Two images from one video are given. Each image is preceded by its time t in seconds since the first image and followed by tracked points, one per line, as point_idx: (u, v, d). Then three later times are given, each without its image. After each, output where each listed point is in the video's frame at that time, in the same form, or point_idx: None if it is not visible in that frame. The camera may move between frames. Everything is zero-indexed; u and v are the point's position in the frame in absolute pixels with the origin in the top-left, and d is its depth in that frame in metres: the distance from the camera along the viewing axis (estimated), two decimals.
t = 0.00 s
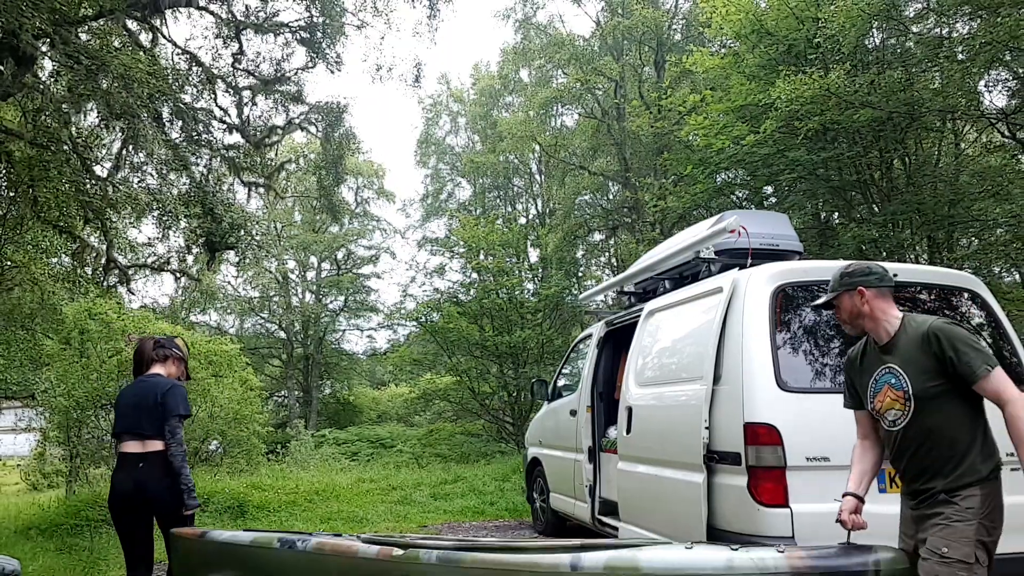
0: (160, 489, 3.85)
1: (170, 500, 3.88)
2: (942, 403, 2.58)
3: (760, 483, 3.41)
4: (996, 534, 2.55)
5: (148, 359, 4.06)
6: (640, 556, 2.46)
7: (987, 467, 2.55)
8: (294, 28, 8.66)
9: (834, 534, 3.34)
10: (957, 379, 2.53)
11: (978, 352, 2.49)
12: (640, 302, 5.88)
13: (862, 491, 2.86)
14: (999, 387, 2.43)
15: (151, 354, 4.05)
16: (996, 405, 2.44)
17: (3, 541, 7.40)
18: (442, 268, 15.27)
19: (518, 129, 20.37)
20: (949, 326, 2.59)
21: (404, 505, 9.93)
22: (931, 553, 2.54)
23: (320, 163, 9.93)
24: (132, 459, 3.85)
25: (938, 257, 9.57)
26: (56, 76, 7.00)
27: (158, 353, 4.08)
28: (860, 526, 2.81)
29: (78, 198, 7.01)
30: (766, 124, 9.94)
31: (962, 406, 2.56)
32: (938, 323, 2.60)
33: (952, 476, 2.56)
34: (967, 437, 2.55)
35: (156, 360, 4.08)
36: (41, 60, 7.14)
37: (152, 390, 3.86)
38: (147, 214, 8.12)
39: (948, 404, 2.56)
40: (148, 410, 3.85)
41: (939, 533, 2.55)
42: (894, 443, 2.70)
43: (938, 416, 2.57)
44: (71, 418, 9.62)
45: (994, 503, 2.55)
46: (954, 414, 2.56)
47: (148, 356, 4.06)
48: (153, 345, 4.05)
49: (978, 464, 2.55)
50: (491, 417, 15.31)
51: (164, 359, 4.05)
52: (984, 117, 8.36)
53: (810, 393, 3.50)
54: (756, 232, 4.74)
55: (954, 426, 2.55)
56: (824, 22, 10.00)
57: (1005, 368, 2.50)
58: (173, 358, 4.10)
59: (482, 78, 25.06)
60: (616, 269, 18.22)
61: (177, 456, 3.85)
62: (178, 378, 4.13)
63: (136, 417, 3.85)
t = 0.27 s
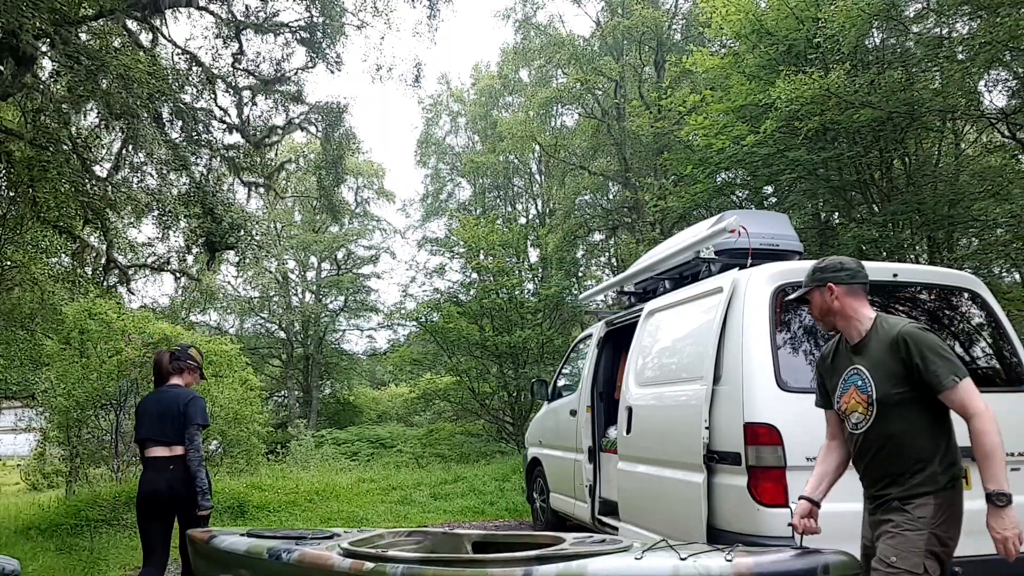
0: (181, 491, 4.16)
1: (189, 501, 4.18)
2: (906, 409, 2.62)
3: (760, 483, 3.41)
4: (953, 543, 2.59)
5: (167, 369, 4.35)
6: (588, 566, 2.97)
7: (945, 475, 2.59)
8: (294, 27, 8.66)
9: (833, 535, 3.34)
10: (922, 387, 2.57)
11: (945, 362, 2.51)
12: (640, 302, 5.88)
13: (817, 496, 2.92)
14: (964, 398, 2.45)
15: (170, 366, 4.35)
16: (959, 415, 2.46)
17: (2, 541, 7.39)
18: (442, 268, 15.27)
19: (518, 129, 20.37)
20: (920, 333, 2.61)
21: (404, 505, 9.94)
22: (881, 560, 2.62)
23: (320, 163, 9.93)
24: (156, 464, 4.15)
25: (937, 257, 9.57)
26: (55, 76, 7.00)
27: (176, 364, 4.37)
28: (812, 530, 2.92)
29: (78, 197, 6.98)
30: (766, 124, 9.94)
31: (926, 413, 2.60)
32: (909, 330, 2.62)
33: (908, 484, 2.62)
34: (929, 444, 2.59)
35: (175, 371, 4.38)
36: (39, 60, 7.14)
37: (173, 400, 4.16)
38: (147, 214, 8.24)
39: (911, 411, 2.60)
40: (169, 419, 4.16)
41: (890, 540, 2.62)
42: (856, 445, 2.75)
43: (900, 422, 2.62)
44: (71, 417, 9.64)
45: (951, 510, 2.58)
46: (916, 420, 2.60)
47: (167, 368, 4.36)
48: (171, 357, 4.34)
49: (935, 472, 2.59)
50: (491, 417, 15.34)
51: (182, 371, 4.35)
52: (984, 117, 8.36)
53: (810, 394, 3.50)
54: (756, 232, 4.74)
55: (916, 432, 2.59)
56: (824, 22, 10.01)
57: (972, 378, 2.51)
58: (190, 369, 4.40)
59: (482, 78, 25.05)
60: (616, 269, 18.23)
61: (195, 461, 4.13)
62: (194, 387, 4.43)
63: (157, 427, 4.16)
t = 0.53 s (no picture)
0: (208, 481, 4.43)
1: (215, 489, 4.46)
2: (848, 405, 2.58)
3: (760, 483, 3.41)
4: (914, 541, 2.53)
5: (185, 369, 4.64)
6: (543, 551, 3.37)
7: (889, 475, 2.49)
8: (294, 28, 8.67)
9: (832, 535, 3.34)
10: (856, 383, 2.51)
11: (878, 357, 2.43)
12: (640, 302, 5.88)
13: (766, 487, 3.00)
14: (894, 396, 2.36)
15: (187, 366, 4.63)
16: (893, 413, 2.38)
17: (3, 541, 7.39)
18: (442, 268, 15.26)
19: (518, 129, 20.37)
20: (860, 325, 2.56)
21: (404, 505, 9.94)
22: (844, 564, 2.62)
23: (321, 163, 9.94)
24: (180, 456, 4.41)
25: (937, 257, 9.57)
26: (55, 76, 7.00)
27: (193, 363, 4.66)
28: (756, 520, 3.02)
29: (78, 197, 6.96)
30: (766, 124, 9.95)
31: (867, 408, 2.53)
32: (849, 321, 2.58)
33: (858, 484, 2.59)
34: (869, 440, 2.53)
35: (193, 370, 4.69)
36: (39, 60, 7.12)
37: (196, 395, 4.45)
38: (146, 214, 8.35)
39: (852, 406, 2.56)
40: (195, 413, 4.45)
41: (847, 541, 2.61)
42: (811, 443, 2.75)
43: (842, 417, 2.59)
44: (71, 418, 9.66)
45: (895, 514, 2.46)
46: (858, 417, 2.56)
47: (184, 368, 4.63)
48: (188, 356, 4.63)
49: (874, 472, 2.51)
50: (491, 417, 15.34)
51: (199, 369, 4.65)
52: (984, 117, 8.36)
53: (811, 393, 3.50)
54: (756, 233, 4.75)
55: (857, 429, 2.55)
56: (825, 22, 10.01)
57: (909, 373, 2.39)
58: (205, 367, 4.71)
59: (482, 78, 25.05)
60: (616, 270, 18.24)
61: (220, 451, 4.45)
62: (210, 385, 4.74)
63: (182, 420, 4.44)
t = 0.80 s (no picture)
0: (230, 481, 4.81)
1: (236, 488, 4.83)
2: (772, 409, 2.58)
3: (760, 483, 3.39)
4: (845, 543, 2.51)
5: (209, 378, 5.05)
6: (508, 546, 3.74)
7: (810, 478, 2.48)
8: (295, 27, 8.68)
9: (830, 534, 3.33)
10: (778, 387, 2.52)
11: (796, 363, 2.44)
12: (640, 302, 5.88)
13: (715, 488, 3.01)
14: (809, 400, 2.38)
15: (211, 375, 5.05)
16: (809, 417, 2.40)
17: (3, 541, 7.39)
18: (442, 268, 15.27)
19: (518, 129, 20.38)
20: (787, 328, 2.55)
21: (404, 505, 9.94)
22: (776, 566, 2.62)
23: (321, 163, 9.94)
24: (204, 458, 4.83)
25: (937, 257, 9.57)
26: (56, 76, 7.00)
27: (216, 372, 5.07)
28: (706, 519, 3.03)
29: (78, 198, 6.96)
30: (766, 124, 9.95)
31: (789, 411, 2.53)
32: (777, 325, 2.57)
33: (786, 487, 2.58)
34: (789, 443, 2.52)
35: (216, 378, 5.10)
36: (40, 61, 7.11)
37: (218, 402, 4.85)
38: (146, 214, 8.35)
39: (776, 409, 2.56)
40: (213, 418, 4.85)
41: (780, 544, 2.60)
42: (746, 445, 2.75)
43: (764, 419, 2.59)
44: (71, 418, 9.71)
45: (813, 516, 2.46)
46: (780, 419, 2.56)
47: (208, 377, 5.06)
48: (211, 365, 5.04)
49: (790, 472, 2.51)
50: (491, 417, 15.35)
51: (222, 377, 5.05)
52: (983, 117, 8.36)
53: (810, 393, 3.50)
54: (756, 233, 4.75)
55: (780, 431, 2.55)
56: (825, 22, 10.02)
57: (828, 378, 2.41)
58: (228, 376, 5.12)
59: (482, 78, 25.06)
60: (616, 270, 18.24)
61: (241, 453, 4.82)
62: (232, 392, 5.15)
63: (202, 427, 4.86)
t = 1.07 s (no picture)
0: (244, 474, 5.13)
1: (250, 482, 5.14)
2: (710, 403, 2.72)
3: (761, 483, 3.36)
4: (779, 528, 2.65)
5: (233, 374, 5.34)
6: (481, 538, 3.87)
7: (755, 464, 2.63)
8: (294, 27, 8.66)
9: (832, 534, 3.31)
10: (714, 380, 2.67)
11: (729, 356, 2.58)
12: (640, 302, 5.86)
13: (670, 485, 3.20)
14: (743, 391, 2.53)
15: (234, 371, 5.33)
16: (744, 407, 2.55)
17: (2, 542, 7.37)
18: (442, 268, 15.24)
19: (518, 129, 20.36)
20: (716, 326, 2.70)
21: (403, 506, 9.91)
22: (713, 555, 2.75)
23: (320, 163, 9.91)
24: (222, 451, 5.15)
25: (938, 257, 9.55)
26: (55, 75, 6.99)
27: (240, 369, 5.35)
28: (661, 516, 3.22)
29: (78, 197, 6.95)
30: (767, 124, 9.93)
31: (729, 404, 2.67)
32: (707, 324, 2.71)
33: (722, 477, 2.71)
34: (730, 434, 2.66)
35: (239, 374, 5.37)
36: (39, 60, 7.09)
37: (235, 399, 5.12)
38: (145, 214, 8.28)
39: (713, 403, 2.71)
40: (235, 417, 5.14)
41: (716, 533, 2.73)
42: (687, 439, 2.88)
43: (708, 416, 2.72)
44: (71, 418, 9.74)
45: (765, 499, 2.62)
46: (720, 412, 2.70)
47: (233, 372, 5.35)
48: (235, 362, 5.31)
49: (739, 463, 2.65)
50: (491, 417, 15.34)
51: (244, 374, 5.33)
52: (984, 116, 8.34)
53: (811, 393, 3.48)
54: (757, 232, 4.73)
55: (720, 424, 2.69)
56: (825, 21, 10.00)
57: (757, 366, 2.56)
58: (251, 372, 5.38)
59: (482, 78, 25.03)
60: (616, 270, 18.22)
61: (254, 449, 5.10)
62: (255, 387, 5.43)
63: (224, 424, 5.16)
